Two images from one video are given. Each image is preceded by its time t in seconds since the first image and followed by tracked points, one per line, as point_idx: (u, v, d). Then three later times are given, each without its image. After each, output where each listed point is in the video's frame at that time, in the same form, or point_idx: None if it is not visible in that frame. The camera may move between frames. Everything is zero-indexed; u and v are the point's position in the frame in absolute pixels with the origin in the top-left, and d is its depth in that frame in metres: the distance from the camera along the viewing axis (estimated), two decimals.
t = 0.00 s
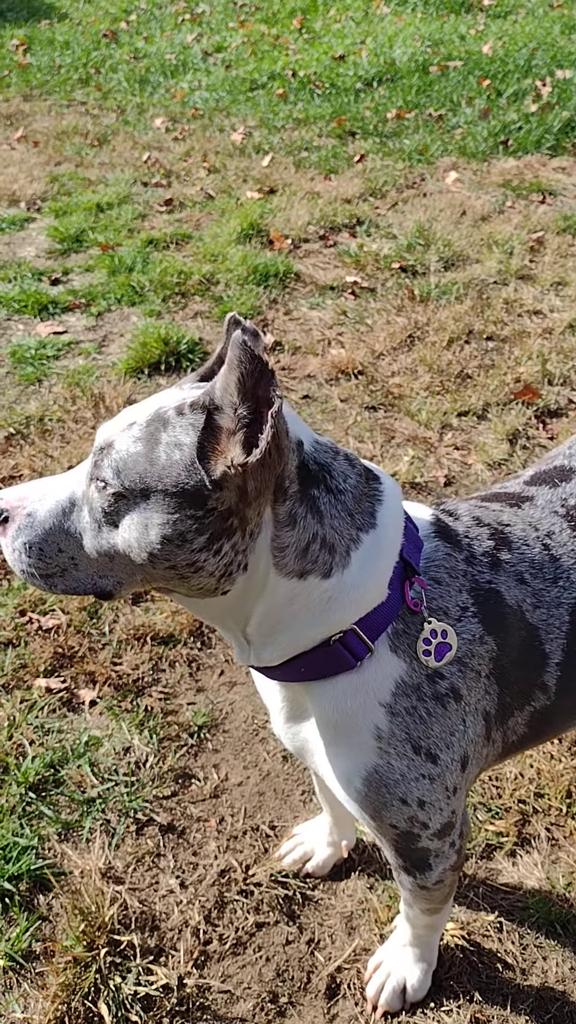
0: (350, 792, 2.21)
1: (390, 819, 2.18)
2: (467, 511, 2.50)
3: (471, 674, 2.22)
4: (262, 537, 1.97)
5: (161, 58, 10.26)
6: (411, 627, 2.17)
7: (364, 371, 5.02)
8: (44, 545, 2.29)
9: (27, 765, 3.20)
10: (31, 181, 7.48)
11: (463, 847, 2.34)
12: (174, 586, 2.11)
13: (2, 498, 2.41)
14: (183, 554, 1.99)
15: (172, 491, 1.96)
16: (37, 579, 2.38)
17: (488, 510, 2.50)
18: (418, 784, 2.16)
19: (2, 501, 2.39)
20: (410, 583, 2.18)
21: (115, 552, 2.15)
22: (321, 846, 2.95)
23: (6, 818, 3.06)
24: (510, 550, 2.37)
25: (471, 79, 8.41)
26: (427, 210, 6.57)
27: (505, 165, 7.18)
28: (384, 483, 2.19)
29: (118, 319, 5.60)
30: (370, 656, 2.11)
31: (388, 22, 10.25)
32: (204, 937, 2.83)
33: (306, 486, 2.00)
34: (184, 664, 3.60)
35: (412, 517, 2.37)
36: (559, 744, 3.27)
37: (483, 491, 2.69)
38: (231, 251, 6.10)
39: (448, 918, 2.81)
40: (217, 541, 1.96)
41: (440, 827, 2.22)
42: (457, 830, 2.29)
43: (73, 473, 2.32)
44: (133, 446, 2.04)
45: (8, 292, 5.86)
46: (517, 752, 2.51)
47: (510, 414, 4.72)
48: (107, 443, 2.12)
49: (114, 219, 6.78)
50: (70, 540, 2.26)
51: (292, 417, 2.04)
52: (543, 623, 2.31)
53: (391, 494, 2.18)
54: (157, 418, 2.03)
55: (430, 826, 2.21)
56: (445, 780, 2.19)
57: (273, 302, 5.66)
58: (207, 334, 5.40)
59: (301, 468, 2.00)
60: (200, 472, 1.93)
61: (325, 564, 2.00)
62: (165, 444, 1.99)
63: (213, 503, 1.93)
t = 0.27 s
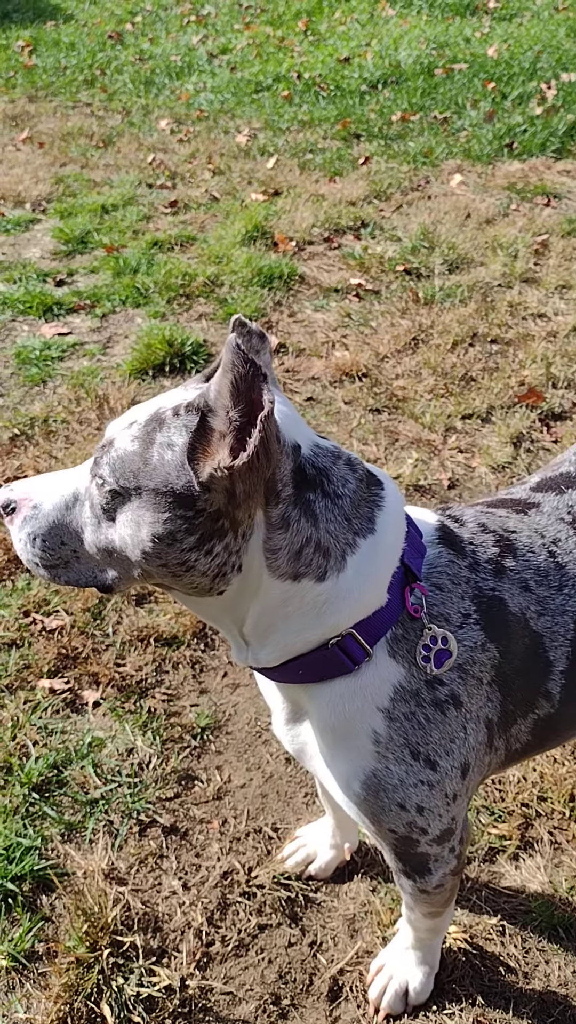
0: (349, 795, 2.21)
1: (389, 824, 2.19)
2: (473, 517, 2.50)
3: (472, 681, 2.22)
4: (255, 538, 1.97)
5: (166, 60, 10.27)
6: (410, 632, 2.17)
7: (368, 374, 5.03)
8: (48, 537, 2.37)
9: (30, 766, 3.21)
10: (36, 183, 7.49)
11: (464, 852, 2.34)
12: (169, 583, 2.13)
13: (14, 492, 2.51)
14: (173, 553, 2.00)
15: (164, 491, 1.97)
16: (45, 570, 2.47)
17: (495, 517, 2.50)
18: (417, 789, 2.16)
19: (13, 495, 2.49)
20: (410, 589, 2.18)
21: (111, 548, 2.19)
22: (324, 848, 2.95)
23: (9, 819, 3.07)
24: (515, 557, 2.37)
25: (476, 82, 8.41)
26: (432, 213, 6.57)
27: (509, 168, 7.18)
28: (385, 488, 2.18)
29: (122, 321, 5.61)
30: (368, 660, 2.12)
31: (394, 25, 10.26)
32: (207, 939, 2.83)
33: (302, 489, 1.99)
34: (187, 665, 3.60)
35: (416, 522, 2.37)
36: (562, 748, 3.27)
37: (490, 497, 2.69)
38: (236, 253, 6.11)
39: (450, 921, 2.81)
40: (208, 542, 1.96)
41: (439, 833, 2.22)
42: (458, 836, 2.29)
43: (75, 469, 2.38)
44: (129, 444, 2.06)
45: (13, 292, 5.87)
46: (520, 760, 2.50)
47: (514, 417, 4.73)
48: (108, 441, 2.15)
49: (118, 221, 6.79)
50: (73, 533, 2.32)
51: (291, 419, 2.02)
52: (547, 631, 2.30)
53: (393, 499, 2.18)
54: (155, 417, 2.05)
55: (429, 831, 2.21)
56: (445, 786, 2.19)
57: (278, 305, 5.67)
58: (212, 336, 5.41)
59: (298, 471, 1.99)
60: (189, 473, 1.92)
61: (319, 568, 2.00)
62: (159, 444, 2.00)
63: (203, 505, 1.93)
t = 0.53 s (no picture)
0: (343, 795, 2.22)
1: (383, 825, 2.19)
2: (472, 518, 2.50)
3: (467, 682, 2.22)
4: (245, 538, 1.97)
5: (167, 60, 10.29)
6: (404, 634, 2.17)
7: (369, 374, 5.03)
8: (44, 532, 2.40)
9: (30, 766, 3.21)
10: (37, 183, 7.49)
11: (460, 853, 2.33)
12: (161, 582, 2.14)
13: (9, 485, 2.52)
14: (164, 552, 2.01)
15: (155, 490, 1.98)
16: (41, 564, 2.49)
17: (493, 518, 2.50)
18: (411, 791, 2.15)
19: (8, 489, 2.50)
20: (405, 590, 2.18)
21: (105, 545, 2.21)
22: (323, 848, 2.95)
23: (9, 819, 3.07)
24: (512, 560, 2.36)
25: (478, 83, 8.41)
26: (433, 214, 6.57)
27: (511, 169, 7.18)
28: (380, 489, 2.18)
29: (123, 321, 5.61)
30: (362, 661, 2.12)
31: (395, 26, 10.26)
32: (206, 939, 2.83)
33: (293, 490, 1.99)
34: (187, 665, 3.60)
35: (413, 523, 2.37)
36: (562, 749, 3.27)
37: (489, 498, 2.69)
38: (237, 254, 6.12)
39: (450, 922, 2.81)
40: (199, 542, 1.97)
41: (435, 834, 2.22)
42: (453, 837, 2.29)
43: (71, 465, 2.39)
44: (122, 442, 2.07)
45: (15, 293, 5.88)
46: (518, 761, 2.50)
47: (515, 417, 4.73)
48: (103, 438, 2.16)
49: (119, 222, 6.79)
50: (68, 529, 2.34)
51: (284, 419, 2.02)
52: (544, 633, 2.30)
53: (388, 500, 2.17)
54: (148, 416, 2.05)
55: (424, 833, 2.21)
56: (440, 788, 2.19)
57: (279, 305, 5.67)
58: (213, 336, 5.41)
59: (289, 472, 1.99)
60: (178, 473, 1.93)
61: (310, 568, 2.00)
62: (151, 443, 2.00)
63: (193, 505, 1.93)
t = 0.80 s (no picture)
0: (344, 794, 2.22)
1: (385, 825, 2.18)
2: (475, 519, 2.50)
3: (470, 684, 2.21)
4: (248, 536, 1.98)
5: (169, 62, 10.30)
6: (407, 635, 2.17)
7: (371, 375, 5.03)
8: (49, 526, 2.40)
9: (31, 767, 3.20)
10: (39, 184, 7.50)
11: (462, 854, 2.33)
12: (164, 577, 2.14)
13: (17, 478, 2.54)
14: (166, 547, 2.01)
15: (157, 486, 1.98)
16: (46, 558, 2.50)
17: (497, 520, 2.50)
18: (413, 792, 2.15)
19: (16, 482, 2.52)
20: (408, 591, 2.17)
21: (108, 539, 2.21)
22: (325, 850, 2.94)
23: (10, 820, 3.06)
24: (516, 561, 2.36)
25: (479, 84, 8.41)
26: (435, 214, 6.57)
27: (512, 170, 7.18)
28: (385, 489, 2.17)
29: (125, 321, 5.61)
30: (364, 661, 2.11)
31: (396, 27, 10.26)
32: (208, 940, 2.83)
33: (297, 489, 1.98)
34: (188, 666, 3.60)
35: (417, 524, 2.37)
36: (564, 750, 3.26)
37: (492, 499, 2.69)
38: (239, 255, 6.11)
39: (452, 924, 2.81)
40: (201, 538, 1.97)
41: (436, 836, 2.21)
42: (455, 839, 2.28)
43: (78, 459, 2.40)
44: (126, 437, 2.07)
45: (16, 293, 5.88)
46: (520, 764, 2.49)
47: (516, 418, 4.72)
48: (108, 432, 2.16)
49: (121, 222, 6.80)
50: (72, 523, 2.34)
51: (290, 417, 2.02)
52: (548, 635, 2.29)
53: (393, 500, 2.17)
54: (152, 410, 2.04)
55: (426, 834, 2.20)
56: (442, 790, 2.18)
57: (280, 306, 5.67)
58: (214, 337, 5.41)
59: (293, 471, 1.98)
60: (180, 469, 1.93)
61: (312, 567, 2.00)
62: (155, 438, 2.00)
63: (195, 501, 1.93)
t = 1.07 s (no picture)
0: (342, 793, 2.21)
1: (382, 824, 2.18)
2: (474, 518, 2.49)
3: (468, 682, 2.21)
4: (244, 533, 1.97)
5: (170, 61, 10.30)
6: (404, 633, 2.16)
7: (370, 374, 5.02)
8: (46, 521, 2.39)
9: (29, 766, 3.20)
10: (39, 183, 7.49)
11: (460, 853, 2.32)
12: (160, 574, 2.14)
13: (14, 473, 2.53)
14: (162, 544, 2.01)
15: (153, 482, 1.98)
16: (43, 554, 2.49)
17: (496, 519, 2.49)
18: (410, 791, 2.14)
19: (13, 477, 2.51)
20: (405, 589, 2.17)
21: (105, 535, 2.21)
22: (324, 849, 2.93)
23: (8, 818, 3.06)
24: (515, 560, 2.35)
25: (480, 84, 8.40)
26: (435, 214, 6.57)
27: (513, 169, 7.17)
28: (383, 488, 2.17)
29: (124, 321, 5.61)
30: (362, 659, 2.11)
31: (397, 27, 10.26)
32: (206, 939, 2.82)
33: (294, 486, 1.97)
34: (187, 665, 3.59)
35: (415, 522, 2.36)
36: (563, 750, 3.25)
37: (491, 497, 2.68)
38: (239, 254, 6.11)
39: (450, 923, 2.80)
40: (197, 535, 1.97)
41: (434, 835, 2.21)
42: (453, 838, 2.27)
43: (75, 455, 2.39)
44: (123, 433, 2.07)
45: (16, 292, 5.87)
46: (519, 763, 2.49)
47: (516, 417, 4.71)
48: (106, 428, 2.16)
49: (121, 222, 6.79)
50: (69, 519, 2.34)
51: (288, 415, 2.01)
52: (546, 634, 2.29)
53: (392, 498, 2.16)
54: (150, 407, 2.04)
55: (423, 833, 2.19)
56: (439, 789, 2.17)
57: (280, 305, 5.66)
58: (214, 336, 5.41)
59: (290, 468, 1.97)
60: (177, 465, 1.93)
61: (309, 566, 1.99)
62: (152, 435, 2.00)
63: (192, 498, 1.93)
